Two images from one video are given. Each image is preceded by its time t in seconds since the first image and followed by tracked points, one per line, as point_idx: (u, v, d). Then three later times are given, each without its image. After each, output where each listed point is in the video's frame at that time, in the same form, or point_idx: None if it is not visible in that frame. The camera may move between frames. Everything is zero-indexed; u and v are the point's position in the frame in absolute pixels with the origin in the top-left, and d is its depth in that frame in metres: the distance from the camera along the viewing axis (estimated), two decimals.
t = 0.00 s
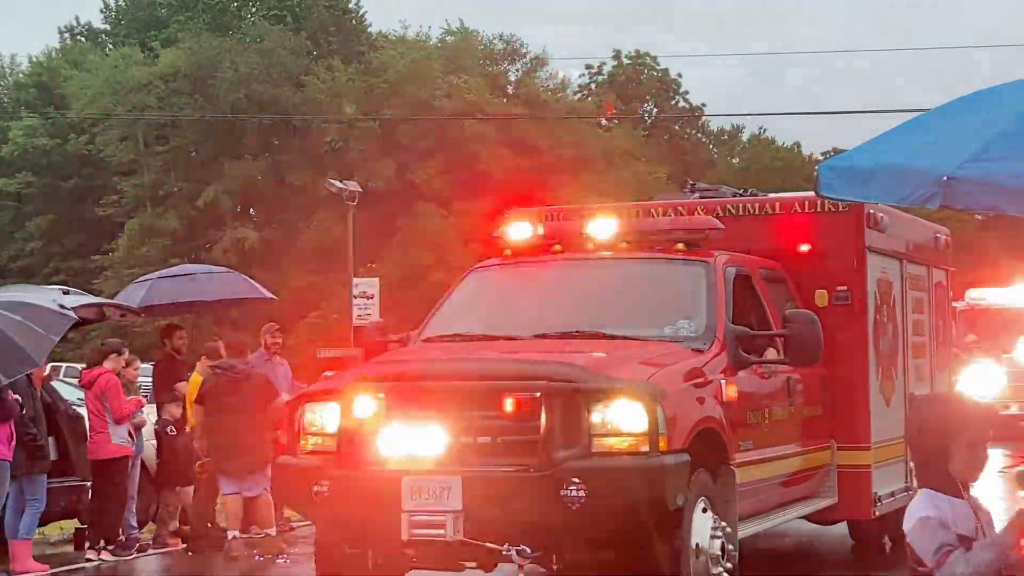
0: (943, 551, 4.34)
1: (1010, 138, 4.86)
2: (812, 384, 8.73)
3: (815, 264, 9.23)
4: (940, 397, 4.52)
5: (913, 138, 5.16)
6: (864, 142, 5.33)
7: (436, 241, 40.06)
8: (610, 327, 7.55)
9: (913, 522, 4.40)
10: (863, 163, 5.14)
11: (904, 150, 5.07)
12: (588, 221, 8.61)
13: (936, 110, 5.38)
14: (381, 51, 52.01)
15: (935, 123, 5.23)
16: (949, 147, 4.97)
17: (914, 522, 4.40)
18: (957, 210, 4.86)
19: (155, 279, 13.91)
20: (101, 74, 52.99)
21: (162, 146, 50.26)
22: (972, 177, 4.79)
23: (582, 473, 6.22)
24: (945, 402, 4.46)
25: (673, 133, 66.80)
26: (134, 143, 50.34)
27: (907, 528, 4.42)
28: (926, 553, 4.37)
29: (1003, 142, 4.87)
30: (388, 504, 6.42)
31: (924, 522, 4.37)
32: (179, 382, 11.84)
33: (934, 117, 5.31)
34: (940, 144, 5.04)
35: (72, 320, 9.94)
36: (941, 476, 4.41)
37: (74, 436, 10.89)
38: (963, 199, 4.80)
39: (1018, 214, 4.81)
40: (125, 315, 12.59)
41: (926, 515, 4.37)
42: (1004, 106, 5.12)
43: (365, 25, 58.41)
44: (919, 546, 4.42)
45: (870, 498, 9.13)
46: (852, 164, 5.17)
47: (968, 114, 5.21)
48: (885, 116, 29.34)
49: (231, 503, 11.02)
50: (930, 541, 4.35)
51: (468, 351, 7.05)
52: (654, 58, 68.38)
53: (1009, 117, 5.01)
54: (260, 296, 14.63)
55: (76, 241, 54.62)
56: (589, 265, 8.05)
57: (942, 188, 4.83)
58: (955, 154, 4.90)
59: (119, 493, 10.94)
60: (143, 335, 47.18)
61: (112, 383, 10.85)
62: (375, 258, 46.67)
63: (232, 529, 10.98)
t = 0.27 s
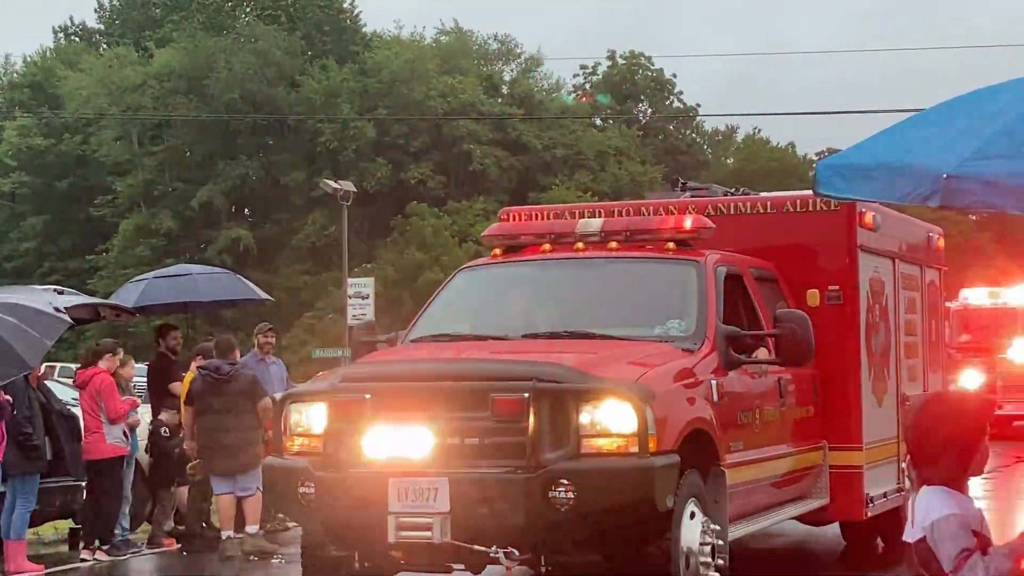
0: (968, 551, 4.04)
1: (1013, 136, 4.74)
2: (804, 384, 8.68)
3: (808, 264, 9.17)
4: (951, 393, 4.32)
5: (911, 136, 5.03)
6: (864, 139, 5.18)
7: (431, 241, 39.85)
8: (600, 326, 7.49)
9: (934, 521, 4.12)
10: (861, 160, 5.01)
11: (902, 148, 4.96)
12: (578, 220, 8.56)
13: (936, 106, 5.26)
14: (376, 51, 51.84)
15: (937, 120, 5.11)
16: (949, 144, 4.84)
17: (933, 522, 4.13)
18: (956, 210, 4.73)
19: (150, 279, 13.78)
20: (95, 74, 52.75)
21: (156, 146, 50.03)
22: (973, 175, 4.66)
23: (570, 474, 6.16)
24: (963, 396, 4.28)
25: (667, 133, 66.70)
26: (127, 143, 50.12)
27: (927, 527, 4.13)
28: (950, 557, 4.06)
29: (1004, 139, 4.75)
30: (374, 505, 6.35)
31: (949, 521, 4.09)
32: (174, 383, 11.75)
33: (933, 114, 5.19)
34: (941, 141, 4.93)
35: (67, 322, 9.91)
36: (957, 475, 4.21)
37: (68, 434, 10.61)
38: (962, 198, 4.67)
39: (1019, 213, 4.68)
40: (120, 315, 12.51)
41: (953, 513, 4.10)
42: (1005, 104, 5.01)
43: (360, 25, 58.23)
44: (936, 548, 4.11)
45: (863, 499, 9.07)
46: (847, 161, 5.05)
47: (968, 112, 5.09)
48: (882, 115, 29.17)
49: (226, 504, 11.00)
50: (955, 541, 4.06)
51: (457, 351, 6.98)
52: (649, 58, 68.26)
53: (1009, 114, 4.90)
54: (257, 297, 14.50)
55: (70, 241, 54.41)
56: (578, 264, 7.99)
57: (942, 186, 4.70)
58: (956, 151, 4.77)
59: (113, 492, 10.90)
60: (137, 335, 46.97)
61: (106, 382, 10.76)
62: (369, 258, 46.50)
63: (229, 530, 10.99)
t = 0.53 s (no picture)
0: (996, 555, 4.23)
1: (1001, 142, 4.92)
2: (794, 387, 8.64)
3: (798, 266, 9.13)
4: (955, 399, 4.49)
5: (902, 141, 5.19)
6: (854, 145, 5.33)
7: (424, 243, 39.70)
8: (589, 329, 7.43)
9: (965, 521, 4.25)
10: (854, 164, 5.16)
11: (894, 152, 5.11)
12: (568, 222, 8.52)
13: (925, 113, 5.43)
14: (370, 54, 51.69)
15: (926, 125, 5.27)
16: (938, 148, 5.01)
17: (961, 524, 4.25)
18: (946, 212, 4.90)
19: (143, 282, 13.72)
20: (88, 76, 52.58)
21: (149, 149, 49.84)
22: (964, 177, 4.81)
23: (558, 478, 6.11)
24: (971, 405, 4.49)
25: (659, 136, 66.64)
26: (120, 146, 49.94)
27: (959, 527, 4.24)
28: (977, 558, 4.22)
29: (995, 143, 4.92)
30: (360, 511, 6.29)
31: (979, 524, 4.25)
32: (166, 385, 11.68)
33: (921, 119, 5.36)
34: (932, 146, 5.09)
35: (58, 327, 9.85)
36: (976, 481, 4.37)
37: (61, 440, 10.29)
38: (951, 201, 4.84)
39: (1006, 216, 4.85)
40: (112, 318, 12.44)
41: (983, 517, 4.27)
42: (992, 109, 5.19)
43: (353, 28, 58.15)
44: (962, 548, 4.24)
45: (854, 502, 9.03)
46: (840, 165, 5.20)
47: (957, 116, 5.26)
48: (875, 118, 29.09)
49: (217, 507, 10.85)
50: (987, 544, 4.22)
51: (445, 355, 6.93)
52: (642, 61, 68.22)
53: (998, 119, 5.07)
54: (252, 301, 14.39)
55: (62, 244, 54.22)
56: (568, 267, 7.95)
57: (932, 189, 4.87)
58: (946, 156, 4.94)
59: (106, 497, 10.86)
60: (130, 338, 46.79)
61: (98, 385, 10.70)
62: (363, 261, 46.36)
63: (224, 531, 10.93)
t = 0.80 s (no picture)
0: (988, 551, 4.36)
1: (981, 144, 4.86)
2: (777, 389, 8.62)
3: (782, 268, 9.11)
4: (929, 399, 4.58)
5: (884, 143, 5.14)
6: (837, 148, 5.29)
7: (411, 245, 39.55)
8: (572, 331, 7.41)
9: (958, 520, 4.35)
10: (836, 168, 5.11)
11: (876, 155, 5.06)
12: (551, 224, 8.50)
13: (909, 113, 5.38)
14: (356, 56, 51.51)
15: (909, 127, 5.22)
16: (919, 151, 4.96)
17: (956, 523, 4.35)
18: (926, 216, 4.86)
19: (128, 284, 13.63)
20: (72, 78, 52.29)
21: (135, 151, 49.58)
22: (942, 182, 4.77)
23: (542, 480, 6.07)
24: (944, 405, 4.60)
25: (646, 138, 66.67)
26: (106, 148, 49.67)
27: (954, 527, 4.34)
28: (973, 555, 4.33)
29: (975, 146, 4.86)
30: (342, 514, 6.25)
31: (971, 523, 4.37)
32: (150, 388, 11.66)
33: (905, 121, 5.30)
34: (913, 147, 5.04)
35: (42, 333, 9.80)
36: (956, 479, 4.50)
37: (46, 441, 10.12)
38: (931, 205, 4.79)
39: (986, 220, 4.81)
40: (98, 321, 12.37)
41: (975, 514, 4.39)
42: (976, 109, 5.13)
43: (339, 30, 58.01)
44: (958, 547, 4.34)
45: (838, 504, 9.02)
46: (822, 169, 5.15)
47: (940, 117, 5.21)
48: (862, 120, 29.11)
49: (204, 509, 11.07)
50: (980, 541, 4.35)
51: (428, 357, 6.89)
52: (628, 63, 68.17)
53: (979, 121, 5.02)
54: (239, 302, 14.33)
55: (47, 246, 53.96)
56: (550, 268, 7.93)
57: (911, 194, 4.82)
58: (926, 158, 4.89)
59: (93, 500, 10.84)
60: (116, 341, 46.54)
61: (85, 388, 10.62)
62: (349, 263, 46.20)
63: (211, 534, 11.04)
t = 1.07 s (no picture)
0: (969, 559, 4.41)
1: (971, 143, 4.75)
2: (765, 387, 8.61)
3: (769, 266, 9.10)
4: (922, 398, 4.52)
5: (874, 143, 5.04)
6: (826, 147, 5.19)
7: (400, 244, 39.38)
8: (558, 330, 7.39)
9: (941, 530, 4.39)
10: (824, 166, 5.02)
11: (866, 153, 4.95)
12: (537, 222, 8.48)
13: (901, 113, 5.27)
14: (345, 54, 51.38)
15: (898, 127, 5.12)
16: (905, 150, 4.86)
17: (937, 532, 4.39)
18: (911, 215, 4.74)
19: (116, 284, 13.55)
20: (60, 77, 52.04)
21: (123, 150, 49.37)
22: (926, 179, 4.66)
23: (527, 479, 6.05)
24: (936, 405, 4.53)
25: (635, 137, 66.68)
26: (94, 147, 49.43)
27: (934, 537, 4.38)
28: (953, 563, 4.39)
29: (962, 146, 4.76)
30: (327, 514, 6.22)
31: (953, 531, 4.40)
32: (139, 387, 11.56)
33: (897, 120, 5.21)
34: (903, 147, 4.93)
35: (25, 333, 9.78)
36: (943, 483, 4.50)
37: (34, 442, 10.15)
38: (915, 203, 4.68)
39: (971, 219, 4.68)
40: (86, 321, 12.29)
41: (958, 523, 4.42)
42: (965, 110, 5.03)
43: (328, 29, 57.93)
44: (937, 555, 4.39)
45: (826, 502, 9.00)
46: (810, 167, 5.06)
47: (930, 117, 5.11)
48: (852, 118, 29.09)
49: (192, 511, 10.87)
50: (961, 550, 4.40)
51: (413, 355, 6.87)
52: (617, 62, 68.20)
53: (968, 120, 4.92)
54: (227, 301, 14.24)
55: (35, 245, 53.77)
56: (537, 266, 7.91)
57: (895, 192, 4.71)
58: (912, 157, 4.78)
59: (82, 501, 10.72)
60: (105, 341, 46.35)
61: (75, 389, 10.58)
62: (338, 262, 46.03)
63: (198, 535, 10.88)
